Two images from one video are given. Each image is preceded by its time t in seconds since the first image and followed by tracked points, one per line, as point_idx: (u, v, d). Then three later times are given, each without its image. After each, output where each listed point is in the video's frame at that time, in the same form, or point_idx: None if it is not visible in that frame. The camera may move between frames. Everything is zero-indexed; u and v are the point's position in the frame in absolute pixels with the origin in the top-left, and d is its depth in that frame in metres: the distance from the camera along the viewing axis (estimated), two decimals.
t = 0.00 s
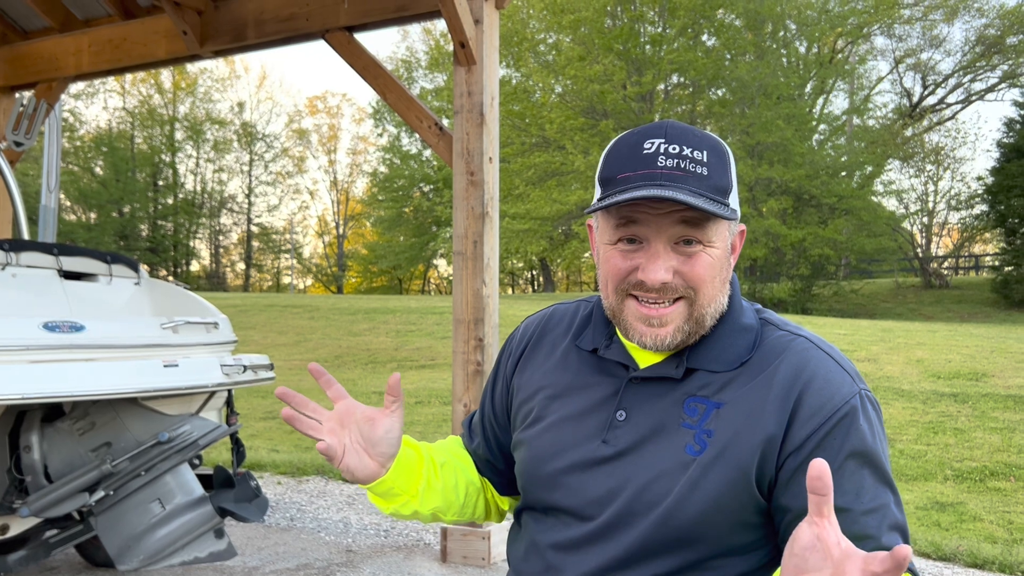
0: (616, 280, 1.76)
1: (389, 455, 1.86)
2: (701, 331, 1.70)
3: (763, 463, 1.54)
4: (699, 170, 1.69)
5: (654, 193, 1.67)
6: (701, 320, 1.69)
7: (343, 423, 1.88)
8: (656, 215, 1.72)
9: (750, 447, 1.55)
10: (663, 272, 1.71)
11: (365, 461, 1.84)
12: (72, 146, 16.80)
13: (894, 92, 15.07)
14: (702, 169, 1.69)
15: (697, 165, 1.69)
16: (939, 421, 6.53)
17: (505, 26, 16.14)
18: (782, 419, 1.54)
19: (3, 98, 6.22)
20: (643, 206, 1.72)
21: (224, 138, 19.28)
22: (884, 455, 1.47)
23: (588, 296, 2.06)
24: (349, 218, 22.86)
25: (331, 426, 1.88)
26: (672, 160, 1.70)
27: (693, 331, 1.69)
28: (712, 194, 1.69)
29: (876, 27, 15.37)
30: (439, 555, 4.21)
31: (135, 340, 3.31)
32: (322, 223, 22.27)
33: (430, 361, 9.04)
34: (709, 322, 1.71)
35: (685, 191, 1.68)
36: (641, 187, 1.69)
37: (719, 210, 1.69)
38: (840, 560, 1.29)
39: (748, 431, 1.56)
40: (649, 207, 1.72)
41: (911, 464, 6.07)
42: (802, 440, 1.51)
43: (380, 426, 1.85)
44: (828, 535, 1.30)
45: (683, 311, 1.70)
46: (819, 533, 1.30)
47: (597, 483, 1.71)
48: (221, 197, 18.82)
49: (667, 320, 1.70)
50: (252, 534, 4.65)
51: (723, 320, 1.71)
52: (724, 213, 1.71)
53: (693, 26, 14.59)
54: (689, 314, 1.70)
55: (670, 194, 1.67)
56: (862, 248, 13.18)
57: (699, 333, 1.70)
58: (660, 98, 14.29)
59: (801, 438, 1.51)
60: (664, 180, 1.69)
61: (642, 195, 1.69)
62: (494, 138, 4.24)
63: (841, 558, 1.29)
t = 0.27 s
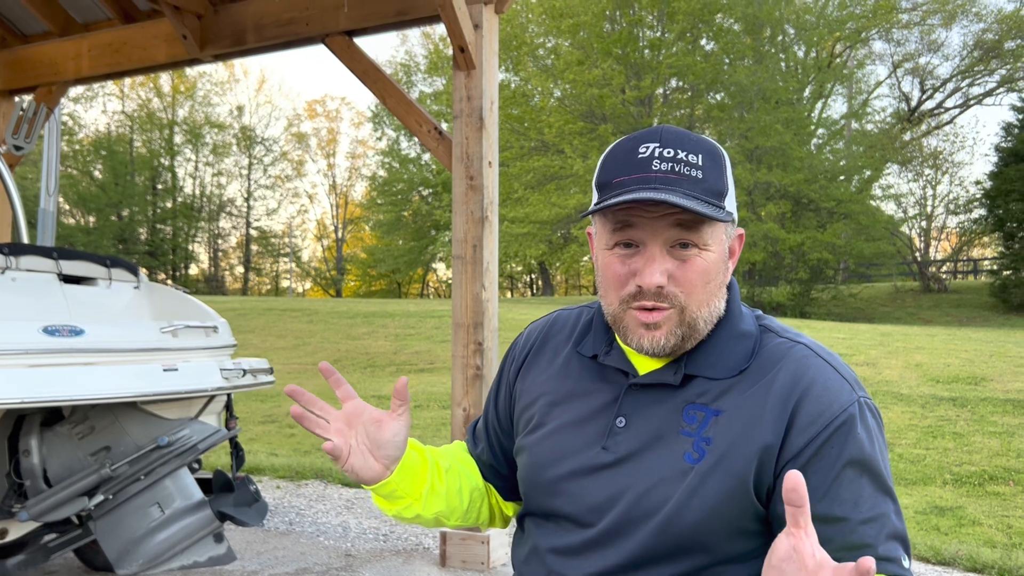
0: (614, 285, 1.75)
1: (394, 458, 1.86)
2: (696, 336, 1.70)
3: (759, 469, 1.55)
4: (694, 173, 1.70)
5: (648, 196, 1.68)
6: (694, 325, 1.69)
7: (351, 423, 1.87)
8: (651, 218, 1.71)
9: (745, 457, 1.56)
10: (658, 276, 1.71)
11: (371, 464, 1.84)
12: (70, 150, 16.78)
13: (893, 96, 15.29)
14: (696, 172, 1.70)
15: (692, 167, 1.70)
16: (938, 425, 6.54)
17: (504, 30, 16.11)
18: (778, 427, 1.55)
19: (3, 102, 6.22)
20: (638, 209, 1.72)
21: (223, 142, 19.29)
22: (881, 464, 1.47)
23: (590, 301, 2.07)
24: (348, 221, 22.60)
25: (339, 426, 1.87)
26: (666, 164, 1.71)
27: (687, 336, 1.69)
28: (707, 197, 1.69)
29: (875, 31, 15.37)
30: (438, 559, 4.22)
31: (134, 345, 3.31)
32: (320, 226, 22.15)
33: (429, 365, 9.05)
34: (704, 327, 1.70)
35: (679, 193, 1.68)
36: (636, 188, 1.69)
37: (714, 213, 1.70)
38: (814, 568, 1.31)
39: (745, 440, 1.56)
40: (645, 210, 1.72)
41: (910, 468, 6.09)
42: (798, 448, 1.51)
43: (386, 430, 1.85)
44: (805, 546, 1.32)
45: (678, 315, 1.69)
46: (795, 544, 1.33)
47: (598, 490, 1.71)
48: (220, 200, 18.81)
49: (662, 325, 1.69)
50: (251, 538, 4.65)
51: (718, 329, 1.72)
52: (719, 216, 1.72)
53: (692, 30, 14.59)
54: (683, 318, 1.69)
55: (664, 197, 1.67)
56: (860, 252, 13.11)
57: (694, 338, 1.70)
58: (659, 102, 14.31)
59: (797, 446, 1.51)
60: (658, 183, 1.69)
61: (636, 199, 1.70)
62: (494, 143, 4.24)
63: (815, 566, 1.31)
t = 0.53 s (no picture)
0: (588, 279, 1.80)
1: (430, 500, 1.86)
2: (663, 333, 1.71)
3: (753, 484, 1.56)
4: (665, 172, 1.74)
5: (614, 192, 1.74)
6: (659, 321, 1.70)
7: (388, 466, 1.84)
8: (620, 214, 1.77)
9: (739, 468, 1.57)
10: (620, 269, 1.73)
11: (408, 507, 1.84)
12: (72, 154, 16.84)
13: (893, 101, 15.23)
14: (668, 172, 1.74)
15: (664, 167, 1.74)
16: (940, 430, 6.53)
17: (505, 35, 16.07)
18: (773, 440, 1.56)
19: (6, 106, 6.25)
20: (611, 207, 1.78)
21: (223, 146, 19.34)
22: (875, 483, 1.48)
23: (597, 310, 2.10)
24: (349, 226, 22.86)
25: (376, 470, 1.84)
26: (641, 163, 1.78)
27: (648, 330, 1.70)
28: (675, 195, 1.72)
29: (875, 36, 15.35)
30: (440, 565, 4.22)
31: (136, 350, 3.32)
32: (321, 231, 22.14)
33: (430, 370, 9.06)
34: (673, 326, 1.70)
35: (643, 190, 1.73)
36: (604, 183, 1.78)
37: (680, 211, 1.70)
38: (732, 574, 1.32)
39: (738, 452, 1.57)
40: (616, 206, 1.78)
41: (911, 473, 6.10)
42: (793, 462, 1.52)
43: (424, 474, 1.84)
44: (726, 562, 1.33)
45: (641, 310, 1.71)
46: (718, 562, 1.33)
47: (594, 496, 1.73)
48: (220, 205, 18.77)
49: (623, 318, 1.72)
50: (251, 543, 4.64)
51: (718, 339, 1.72)
52: (690, 216, 1.71)
53: (693, 35, 14.77)
54: (648, 313, 1.70)
55: (628, 193, 1.72)
56: (861, 256, 13.19)
57: (656, 333, 1.70)
58: (659, 107, 14.32)
59: (792, 460, 1.52)
60: (627, 179, 1.77)
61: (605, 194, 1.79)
62: (495, 148, 4.24)
63: None
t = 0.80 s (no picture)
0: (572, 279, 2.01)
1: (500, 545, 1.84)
2: (593, 329, 1.85)
3: (716, 496, 1.57)
4: (601, 177, 1.83)
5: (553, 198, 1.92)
6: (589, 317, 1.85)
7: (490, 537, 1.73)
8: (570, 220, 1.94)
9: (704, 478, 1.57)
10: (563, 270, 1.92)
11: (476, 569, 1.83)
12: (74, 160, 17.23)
13: (895, 106, 15.12)
14: (602, 177, 1.83)
15: (601, 173, 1.84)
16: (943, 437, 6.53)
17: (508, 41, 15.96)
18: (741, 452, 1.55)
19: (10, 113, 6.27)
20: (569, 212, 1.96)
21: (226, 152, 19.39)
22: (832, 509, 1.45)
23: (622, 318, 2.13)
24: (351, 232, 21.68)
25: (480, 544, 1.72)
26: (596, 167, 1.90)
27: (581, 326, 1.86)
28: (600, 198, 1.81)
29: (877, 41, 15.24)
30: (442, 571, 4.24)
31: (138, 355, 3.33)
32: (323, 236, 21.41)
33: (432, 375, 9.08)
34: (601, 322, 1.83)
35: (579, 197, 1.87)
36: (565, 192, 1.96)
37: (596, 213, 1.80)
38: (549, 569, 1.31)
39: (706, 461, 1.57)
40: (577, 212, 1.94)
41: (914, 479, 6.13)
42: (754, 476, 1.52)
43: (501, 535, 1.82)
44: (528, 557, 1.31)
45: (579, 307, 1.88)
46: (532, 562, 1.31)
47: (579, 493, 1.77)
48: (224, 210, 18.80)
49: (571, 314, 1.92)
50: (254, 549, 4.65)
51: (704, 350, 1.72)
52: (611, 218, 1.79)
53: (694, 41, 14.65)
54: (583, 312, 1.87)
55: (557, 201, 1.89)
56: (864, 261, 13.30)
57: (590, 329, 1.85)
58: (662, 113, 14.23)
59: (753, 475, 1.52)
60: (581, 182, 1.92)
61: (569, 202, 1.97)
62: (498, 154, 4.25)
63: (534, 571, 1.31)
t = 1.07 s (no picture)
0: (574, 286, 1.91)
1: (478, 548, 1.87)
2: (595, 333, 1.74)
3: (686, 506, 1.44)
4: (597, 183, 1.76)
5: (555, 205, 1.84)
6: (588, 322, 1.74)
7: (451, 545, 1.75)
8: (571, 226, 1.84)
9: (672, 485, 1.45)
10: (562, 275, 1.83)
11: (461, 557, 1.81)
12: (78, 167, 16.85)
13: (898, 112, 15.20)
14: (598, 182, 1.75)
15: (597, 178, 1.76)
16: (948, 443, 6.49)
17: (510, 48, 15.97)
18: (707, 457, 1.42)
19: (16, 120, 6.32)
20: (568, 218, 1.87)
21: (231, 158, 19.37)
22: (797, 521, 1.28)
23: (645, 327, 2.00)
24: (354, 237, 23.11)
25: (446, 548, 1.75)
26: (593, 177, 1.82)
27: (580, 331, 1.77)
28: (595, 202, 1.72)
29: (880, 47, 15.24)
30: None
31: (143, 363, 3.36)
32: (328, 242, 22.87)
33: (436, 381, 9.06)
34: (601, 326, 1.72)
35: (576, 201, 1.78)
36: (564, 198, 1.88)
37: (591, 216, 1.71)
38: None
39: (677, 467, 1.45)
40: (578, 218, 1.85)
41: (920, 486, 6.09)
42: (717, 484, 1.38)
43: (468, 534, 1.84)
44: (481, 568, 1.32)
45: (577, 312, 1.79)
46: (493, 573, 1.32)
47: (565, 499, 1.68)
48: (228, 216, 18.82)
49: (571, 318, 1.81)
50: (258, 556, 4.65)
51: (688, 355, 1.59)
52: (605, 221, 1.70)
53: (697, 47, 14.67)
54: (581, 315, 1.77)
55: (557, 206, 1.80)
56: (868, 267, 13.15)
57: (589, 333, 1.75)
58: (665, 119, 14.29)
59: (717, 483, 1.38)
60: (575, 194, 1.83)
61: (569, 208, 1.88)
62: (501, 161, 4.26)
63: None
